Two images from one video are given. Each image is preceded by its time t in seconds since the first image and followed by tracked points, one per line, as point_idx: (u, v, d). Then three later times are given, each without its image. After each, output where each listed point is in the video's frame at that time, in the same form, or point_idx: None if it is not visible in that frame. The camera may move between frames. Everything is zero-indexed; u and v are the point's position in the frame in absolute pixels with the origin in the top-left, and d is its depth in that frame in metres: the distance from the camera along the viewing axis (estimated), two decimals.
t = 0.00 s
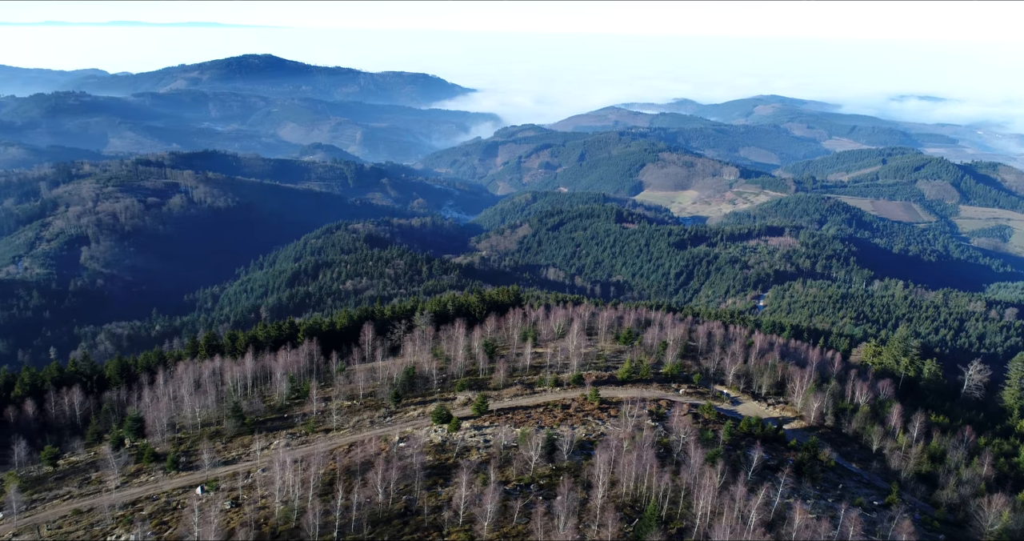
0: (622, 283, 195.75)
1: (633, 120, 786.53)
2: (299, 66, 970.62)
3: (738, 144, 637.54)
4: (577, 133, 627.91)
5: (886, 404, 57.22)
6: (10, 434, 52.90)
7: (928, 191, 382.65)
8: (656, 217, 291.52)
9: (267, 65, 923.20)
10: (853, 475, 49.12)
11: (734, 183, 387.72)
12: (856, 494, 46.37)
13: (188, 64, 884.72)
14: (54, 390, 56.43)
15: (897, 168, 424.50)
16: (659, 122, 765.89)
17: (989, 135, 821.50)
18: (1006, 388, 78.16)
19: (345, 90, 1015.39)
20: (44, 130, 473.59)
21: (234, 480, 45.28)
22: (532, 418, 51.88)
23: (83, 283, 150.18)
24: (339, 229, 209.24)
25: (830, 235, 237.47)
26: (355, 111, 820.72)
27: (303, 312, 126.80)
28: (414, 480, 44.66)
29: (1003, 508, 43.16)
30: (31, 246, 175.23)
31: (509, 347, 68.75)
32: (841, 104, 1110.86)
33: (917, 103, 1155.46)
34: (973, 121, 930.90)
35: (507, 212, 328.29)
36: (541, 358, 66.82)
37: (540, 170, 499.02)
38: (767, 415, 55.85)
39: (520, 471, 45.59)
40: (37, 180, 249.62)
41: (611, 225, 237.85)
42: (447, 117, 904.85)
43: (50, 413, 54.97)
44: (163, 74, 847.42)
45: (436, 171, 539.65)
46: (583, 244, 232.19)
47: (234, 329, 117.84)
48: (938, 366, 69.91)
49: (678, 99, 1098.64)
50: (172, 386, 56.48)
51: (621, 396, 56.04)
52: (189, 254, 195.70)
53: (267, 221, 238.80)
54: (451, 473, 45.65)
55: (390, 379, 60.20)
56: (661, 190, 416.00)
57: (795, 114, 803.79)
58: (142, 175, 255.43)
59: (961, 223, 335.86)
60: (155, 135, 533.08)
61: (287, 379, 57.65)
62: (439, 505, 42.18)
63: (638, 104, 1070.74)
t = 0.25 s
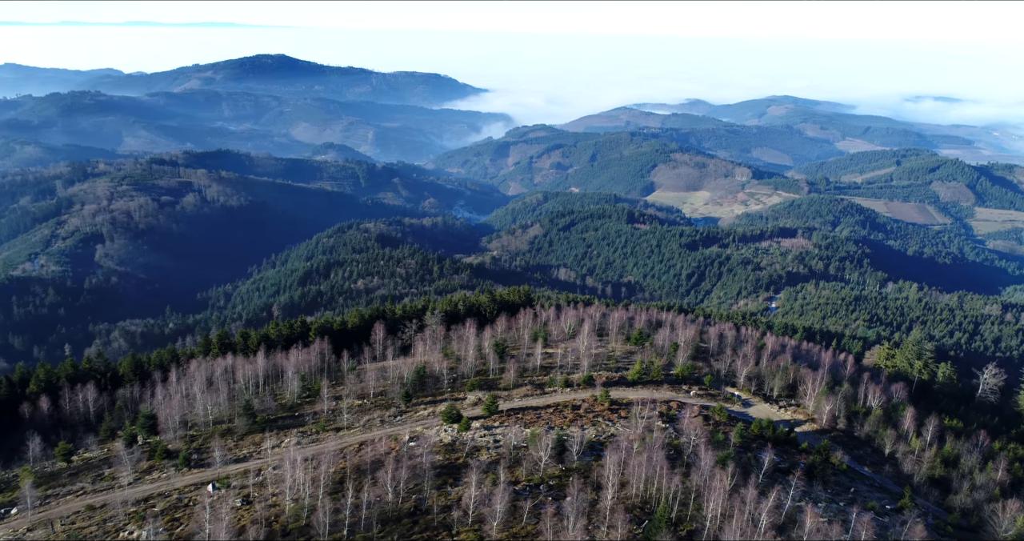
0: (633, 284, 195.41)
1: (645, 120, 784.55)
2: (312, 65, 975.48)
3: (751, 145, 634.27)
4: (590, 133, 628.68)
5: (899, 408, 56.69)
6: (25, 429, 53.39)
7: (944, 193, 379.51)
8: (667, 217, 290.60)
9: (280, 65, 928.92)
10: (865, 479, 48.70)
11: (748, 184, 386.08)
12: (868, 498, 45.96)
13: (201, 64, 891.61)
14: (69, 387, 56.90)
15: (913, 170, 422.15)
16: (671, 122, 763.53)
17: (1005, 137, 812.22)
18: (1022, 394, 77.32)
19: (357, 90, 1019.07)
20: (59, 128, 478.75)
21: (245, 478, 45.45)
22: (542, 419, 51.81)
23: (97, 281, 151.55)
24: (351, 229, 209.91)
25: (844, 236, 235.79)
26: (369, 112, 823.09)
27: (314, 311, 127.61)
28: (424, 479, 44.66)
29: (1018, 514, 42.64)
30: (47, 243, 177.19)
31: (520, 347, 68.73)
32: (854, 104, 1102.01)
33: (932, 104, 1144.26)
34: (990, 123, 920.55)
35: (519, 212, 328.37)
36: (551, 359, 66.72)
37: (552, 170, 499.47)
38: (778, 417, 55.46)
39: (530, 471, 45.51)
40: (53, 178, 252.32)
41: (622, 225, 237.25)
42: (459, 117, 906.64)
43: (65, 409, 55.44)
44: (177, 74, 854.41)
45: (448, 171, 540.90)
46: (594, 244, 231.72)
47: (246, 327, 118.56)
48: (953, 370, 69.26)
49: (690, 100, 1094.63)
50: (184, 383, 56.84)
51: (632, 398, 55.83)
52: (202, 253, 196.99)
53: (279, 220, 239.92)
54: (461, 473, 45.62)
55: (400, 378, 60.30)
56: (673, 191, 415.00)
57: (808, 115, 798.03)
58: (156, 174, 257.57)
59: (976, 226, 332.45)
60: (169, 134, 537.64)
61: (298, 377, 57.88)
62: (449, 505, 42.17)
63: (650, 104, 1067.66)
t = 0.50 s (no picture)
0: (643, 285, 194.99)
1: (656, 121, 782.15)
2: (325, 65, 979.99)
3: (764, 145, 631.16)
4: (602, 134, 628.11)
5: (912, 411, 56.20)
6: (39, 426, 53.93)
7: (958, 195, 376.44)
8: (678, 218, 289.66)
9: (293, 66, 933.97)
10: (877, 482, 48.28)
11: (761, 185, 384.33)
12: (880, 502, 45.57)
13: (215, 64, 897.81)
14: (82, 384, 57.42)
15: (927, 171, 419.41)
16: (682, 122, 760.86)
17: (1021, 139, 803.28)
18: None
19: (368, 90, 1022.28)
20: (74, 128, 483.95)
21: (256, 476, 45.63)
22: (551, 419, 51.71)
23: (111, 278, 152.79)
24: (362, 228, 210.60)
25: (857, 238, 234.17)
26: (382, 112, 824.75)
27: (325, 309, 128.23)
28: (434, 478, 44.72)
29: None
30: (61, 242, 178.94)
31: (530, 347, 68.69)
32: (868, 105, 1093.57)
33: (947, 106, 1133.65)
34: (1005, 124, 910.92)
35: (530, 213, 328.44)
36: (561, 359, 66.58)
37: (563, 171, 499.19)
38: (790, 420, 55.06)
39: (539, 472, 45.44)
40: (68, 177, 254.86)
41: (633, 226, 236.73)
42: (470, 117, 907.92)
43: (78, 406, 55.92)
44: (190, 74, 861.12)
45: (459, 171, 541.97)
46: (605, 245, 231.39)
47: (258, 326, 119.20)
48: (967, 373, 68.73)
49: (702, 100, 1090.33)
50: (196, 381, 57.20)
51: (642, 399, 55.66)
52: (214, 252, 198.21)
53: (291, 219, 240.87)
54: (470, 473, 45.65)
55: (410, 378, 60.39)
56: (684, 192, 413.91)
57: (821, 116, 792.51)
58: (170, 173, 259.52)
59: (991, 228, 329.16)
60: (183, 134, 541.63)
61: (309, 376, 58.11)
62: (458, 505, 42.18)
63: (661, 105, 1064.51)
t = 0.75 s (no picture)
0: (654, 285, 194.47)
1: (668, 121, 780.67)
2: (337, 65, 983.48)
3: (777, 146, 627.97)
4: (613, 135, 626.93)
5: (925, 415, 55.73)
6: (54, 422, 54.48)
7: (974, 196, 373.69)
8: (689, 219, 288.76)
9: (306, 65, 938.40)
10: (890, 486, 47.87)
11: (773, 186, 383.19)
12: (892, 506, 45.16)
13: (229, 64, 903.68)
14: (96, 381, 57.94)
15: (942, 173, 416.69)
16: (694, 123, 757.56)
17: None
18: None
19: (380, 90, 1025.08)
20: (90, 127, 488.76)
21: (267, 473, 45.84)
22: (561, 420, 51.63)
23: (125, 276, 153.99)
24: (374, 227, 211.23)
25: (871, 240, 232.51)
26: (395, 111, 825.92)
27: (336, 308, 128.66)
28: (443, 478, 44.75)
29: None
30: (76, 239, 180.59)
31: (540, 348, 68.66)
32: (881, 106, 1084.92)
33: (962, 106, 1122.01)
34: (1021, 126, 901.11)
35: (541, 213, 328.46)
36: (572, 360, 66.46)
37: (575, 171, 499.11)
38: (801, 422, 54.69)
39: (549, 472, 45.36)
40: (83, 175, 257.31)
41: (644, 226, 236.12)
42: (482, 117, 908.70)
43: (92, 403, 56.43)
44: (204, 73, 866.89)
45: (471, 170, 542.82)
46: (616, 245, 230.98)
47: (269, 324, 119.72)
48: (981, 377, 68.23)
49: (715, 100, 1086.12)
50: (208, 379, 57.59)
51: (653, 400, 55.47)
52: (227, 251, 199.49)
53: (303, 218, 241.93)
54: (480, 473, 45.66)
55: (420, 377, 60.50)
56: (696, 192, 412.60)
57: (834, 117, 786.30)
58: (183, 172, 261.42)
59: (1007, 230, 325.97)
60: (196, 133, 545.33)
61: (320, 375, 58.34)
62: (468, 504, 42.21)
63: (673, 105, 1060.79)
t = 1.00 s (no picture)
0: (665, 286, 193.98)
1: (680, 122, 779.26)
2: (350, 65, 987.33)
3: (790, 147, 624.93)
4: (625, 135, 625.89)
5: (939, 419, 55.25)
6: (68, 418, 55.04)
7: (990, 198, 370.57)
8: (700, 220, 287.73)
9: (319, 66, 943.39)
10: (902, 490, 47.45)
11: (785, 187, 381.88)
12: (905, 510, 44.73)
13: (242, 64, 909.78)
14: (110, 378, 58.45)
15: (957, 175, 413.60)
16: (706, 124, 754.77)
17: None
18: None
19: (392, 90, 1028.40)
20: (105, 125, 493.35)
21: (278, 472, 46.05)
22: (571, 421, 51.54)
23: (139, 275, 155.14)
24: (385, 227, 211.91)
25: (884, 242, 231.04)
26: (406, 111, 827.63)
27: (347, 307, 129.12)
28: (453, 478, 44.77)
29: None
30: (91, 237, 182.31)
31: (550, 348, 68.61)
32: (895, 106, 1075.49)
33: (978, 108, 1111.09)
34: None
35: (551, 213, 328.51)
36: (582, 360, 66.30)
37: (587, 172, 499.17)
38: (812, 425, 54.33)
39: (558, 473, 45.27)
40: (99, 174, 259.75)
41: (656, 227, 235.46)
42: (494, 117, 909.45)
43: (106, 400, 56.94)
44: (217, 73, 873.70)
45: (482, 171, 543.55)
46: (627, 246, 230.54)
47: (281, 322, 120.20)
48: (996, 381, 67.62)
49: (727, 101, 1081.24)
50: (220, 377, 57.95)
51: (663, 401, 55.31)
52: (239, 250, 200.67)
53: (315, 218, 243.06)
54: (489, 473, 45.61)
55: (431, 377, 60.60)
56: (708, 193, 411.17)
57: (848, 118, 780.47)
58: (197, 171, 263.31)
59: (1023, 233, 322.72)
60: (210, 132, 548.86)
61: (331, 374, 58.61)
62: (477, 504, 42.22)
63: (685, 105, 1056.80)
